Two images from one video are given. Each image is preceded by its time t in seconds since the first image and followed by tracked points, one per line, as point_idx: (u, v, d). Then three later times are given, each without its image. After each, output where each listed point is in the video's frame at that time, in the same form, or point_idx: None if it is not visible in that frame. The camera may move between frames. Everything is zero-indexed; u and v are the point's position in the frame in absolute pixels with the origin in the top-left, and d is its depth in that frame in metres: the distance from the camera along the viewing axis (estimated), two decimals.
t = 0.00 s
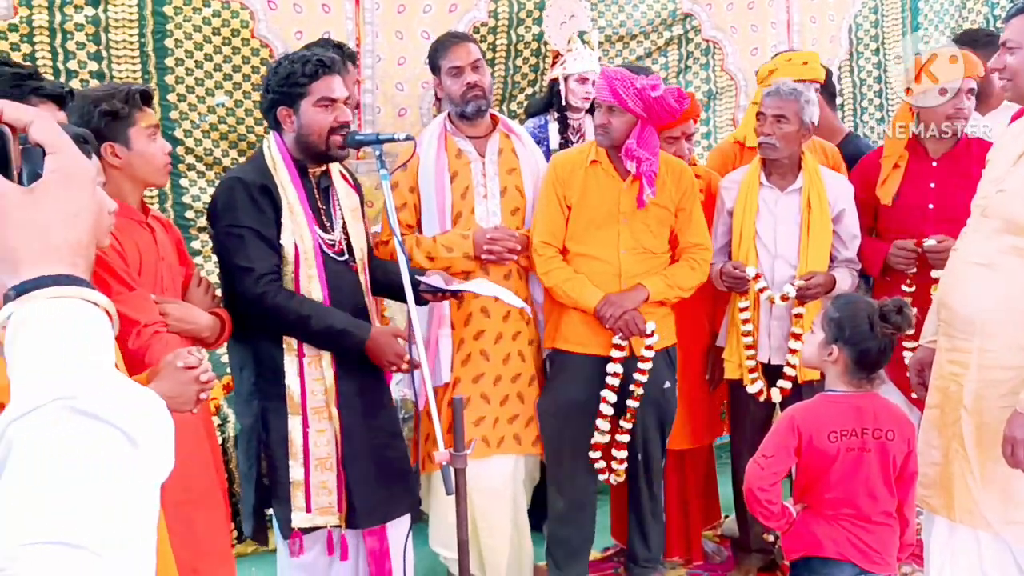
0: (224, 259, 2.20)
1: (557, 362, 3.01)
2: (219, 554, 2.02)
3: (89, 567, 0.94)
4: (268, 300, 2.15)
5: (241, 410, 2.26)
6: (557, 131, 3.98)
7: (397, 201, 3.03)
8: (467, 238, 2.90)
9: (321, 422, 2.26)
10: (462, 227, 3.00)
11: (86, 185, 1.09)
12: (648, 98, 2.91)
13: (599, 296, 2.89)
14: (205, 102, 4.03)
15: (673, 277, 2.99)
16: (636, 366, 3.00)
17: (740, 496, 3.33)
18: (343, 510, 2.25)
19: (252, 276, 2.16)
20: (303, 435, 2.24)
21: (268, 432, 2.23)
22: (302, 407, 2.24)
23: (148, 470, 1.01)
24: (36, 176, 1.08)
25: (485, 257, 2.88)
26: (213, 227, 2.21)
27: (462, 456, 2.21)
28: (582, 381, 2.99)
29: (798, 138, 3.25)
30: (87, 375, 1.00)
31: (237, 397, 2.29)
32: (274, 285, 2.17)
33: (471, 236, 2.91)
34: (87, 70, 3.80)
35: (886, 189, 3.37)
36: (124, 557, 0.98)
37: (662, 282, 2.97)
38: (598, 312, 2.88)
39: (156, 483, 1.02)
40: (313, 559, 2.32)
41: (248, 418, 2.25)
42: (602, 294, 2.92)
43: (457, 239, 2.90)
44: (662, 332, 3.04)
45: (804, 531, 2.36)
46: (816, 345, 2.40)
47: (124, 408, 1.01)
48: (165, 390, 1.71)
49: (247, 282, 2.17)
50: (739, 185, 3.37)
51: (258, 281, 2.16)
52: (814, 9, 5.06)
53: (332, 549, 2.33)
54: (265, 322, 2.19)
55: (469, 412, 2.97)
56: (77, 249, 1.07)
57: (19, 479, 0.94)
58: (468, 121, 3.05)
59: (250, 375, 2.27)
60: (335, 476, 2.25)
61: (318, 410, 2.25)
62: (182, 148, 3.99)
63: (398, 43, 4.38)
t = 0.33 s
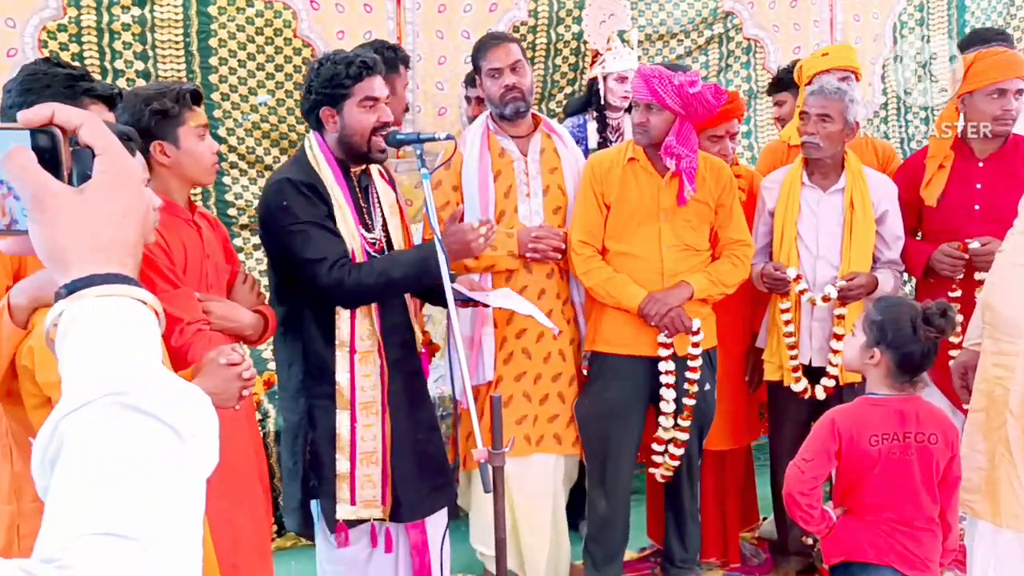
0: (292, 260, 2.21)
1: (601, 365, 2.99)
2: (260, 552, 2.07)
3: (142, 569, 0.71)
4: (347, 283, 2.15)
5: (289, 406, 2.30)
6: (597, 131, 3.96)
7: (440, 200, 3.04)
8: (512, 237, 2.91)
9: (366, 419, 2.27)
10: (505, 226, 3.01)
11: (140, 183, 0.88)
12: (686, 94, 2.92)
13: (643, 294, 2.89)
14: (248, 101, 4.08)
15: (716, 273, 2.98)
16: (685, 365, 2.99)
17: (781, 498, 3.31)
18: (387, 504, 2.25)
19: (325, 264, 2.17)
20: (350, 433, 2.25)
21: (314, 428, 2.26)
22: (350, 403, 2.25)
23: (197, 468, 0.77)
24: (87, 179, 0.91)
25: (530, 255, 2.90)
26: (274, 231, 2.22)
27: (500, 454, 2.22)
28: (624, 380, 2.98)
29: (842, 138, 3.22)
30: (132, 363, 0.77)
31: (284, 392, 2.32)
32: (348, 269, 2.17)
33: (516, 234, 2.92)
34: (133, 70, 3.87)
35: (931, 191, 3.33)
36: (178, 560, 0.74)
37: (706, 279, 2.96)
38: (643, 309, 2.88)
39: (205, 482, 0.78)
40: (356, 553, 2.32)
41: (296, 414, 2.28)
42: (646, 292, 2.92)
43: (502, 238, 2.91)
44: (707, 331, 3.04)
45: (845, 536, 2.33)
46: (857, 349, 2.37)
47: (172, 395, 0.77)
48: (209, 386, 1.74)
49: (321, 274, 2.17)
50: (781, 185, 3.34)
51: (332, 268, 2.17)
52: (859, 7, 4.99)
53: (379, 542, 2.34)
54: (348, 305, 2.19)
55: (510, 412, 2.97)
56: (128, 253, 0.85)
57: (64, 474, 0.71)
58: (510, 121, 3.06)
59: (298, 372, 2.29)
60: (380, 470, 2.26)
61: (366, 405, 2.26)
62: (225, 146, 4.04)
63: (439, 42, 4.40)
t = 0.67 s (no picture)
0: (351, 255, 2.21)
1: (630, 366, 2.98)
2: (284, 552, 2.07)
3: (177, 561, 0.70)
4: (415, 265, 2.17)
5: (332, 405, 2.30)
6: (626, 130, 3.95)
7: (470, 198, 3.05)
8: (539, 236, 2.93)
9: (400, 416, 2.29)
10: (534, 224, 3.01)
11: (173, 184, 0.88)
12: (709, 91, 2.93)
13: (671, 293, 2.88)
14: (278, 99, 4.11)
15: (744, 272, 2.97)
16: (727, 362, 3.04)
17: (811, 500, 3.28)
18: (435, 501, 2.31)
19: (388, 249, 2.18)
20: (399, 425, 2.28)
21: (359, 426, 2.26)
22: (400, 399, 2.28)
23: (229, 464, 0.78)
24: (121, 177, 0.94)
25: (557, 255, 2.90)
26: (329, 231, 2.22)
27: (528, 452, 2.22)
28: (651, 380, 2.97)
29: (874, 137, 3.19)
30: (163, 360, 0.78)
31: (326, 392, 2.31)
32: (410, 251, 2.19)
33: (543, 234, 2.94)
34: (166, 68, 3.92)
35: (962, 186, 3.28)
36: (211, 553, 0.74)
37: (734, 278, 2.95)
38: (671, 308, 2.87)
39: (236, 477, 0.79)
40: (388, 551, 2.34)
41: (339, 415, 2.28)
42: (674, 291, 2.90)
43: (529, 237, 2.93)
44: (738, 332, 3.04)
45: (874, 540, 2.32)
46: (887, 350, 2.35)
47: (205, 393, 0.78)
48: (241, 382, 1.76)
49: (385, 261, 2.18)
50: (812, 184, 3.31)
51: (395, 252, 2.18)
52: (892, 5, 4.95)
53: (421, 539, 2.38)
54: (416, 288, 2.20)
55: (538, 410, 2.98)
56: (159, 254, 0.86)
57: (99, 470, 0.72)
58: (540, 120, 3.06)
59: (341, 372, 2.28)
60: (426, 466, 2.30)
61: (413, 400, 2.30)
62: (255, 144, 4.08)
63: (468, 41, 4.40)
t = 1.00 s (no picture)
0: (390, 251, 2.23)
1: (652, 366, 2.97)
2: (308, 552, 2.08)
3: (212, 555, 0.71)
4: (456, 255, 2.22)
5: (369, 404, 2.32)
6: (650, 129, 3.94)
7: (495, 196, 3.05)
8: (563, 235, 2.90)
9: (429, 411, 2.30)
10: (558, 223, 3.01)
11: (207, 185, 0.89)
12: (735, 89, 2.91)
13: (695, 293, 2.86)
14: (303, 99, 4.14)
15: (768, 271, 2.96)
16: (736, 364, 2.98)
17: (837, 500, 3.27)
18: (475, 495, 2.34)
19: (428, 242, 2.21)
20: (444, 421, 2.30)
21: (398, 426, 2.28)
22: (442, 395, 2.30)
23: (260, 459, 0.79)
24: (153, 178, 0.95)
25: (580, 254, 2.88)
26: (366, 229, 2.23)
27: (552, 451, 2.22)
28: (674, 380, 2.96)
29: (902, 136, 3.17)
30: (197, 357, 0.79)
31: (363, 391, 2.33)
32: (449, 242, 2.23)
33: (567, 233, 2.91)
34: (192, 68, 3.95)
35: (991, 183, 3.26)
36: (244, 551, 0.75)
37: (759, 277, 2.93)
38: (695, 308, 2.85)
39: (269, 472, 0.80)
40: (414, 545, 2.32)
41: (377, 413, 2.30)
42: (698, 291, 2.89)
43: (552, 236, 2.90)
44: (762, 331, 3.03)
45: (904, 543, 2.31)
46: (916, 350, 2.33)
47: (237, 389, 0.79)
48: (271, 381, 1.79)
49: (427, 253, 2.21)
50: (839, 183, 3.28)
51: (435, 244, 2.22)
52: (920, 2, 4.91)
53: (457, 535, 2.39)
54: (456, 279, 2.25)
55: (560, 408, 2.98)
56: (193, 252, 0.87)
57: (133, 468, 0.73)
58: (565, 119, 3.05)
59: (379, 368, 2.29)
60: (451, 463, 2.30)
61: (447, 397, 2.31)
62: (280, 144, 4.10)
63: (492, 40, 4.40)
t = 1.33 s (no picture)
0: (410, 253, 2.24)
1: (672, 366, 2.97)
2: (328, 550, 2.08)
3: (249, 553, 0.72)
4: (475, 258, 2.23)
5: (390, 405, 2.33)
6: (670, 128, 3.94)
7: (515, 195, 3.06)
8: (583, 234, 2.91)
9: (449, 412, 2.30)
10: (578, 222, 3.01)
11: (241, 185, 0.90)
12: (757, 88, 2.89)
13: (714, 294, 2.87)
14: (323, 99, 4.15)
15: (789, 272, 2.95)
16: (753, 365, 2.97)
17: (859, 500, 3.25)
18: (496, 493, 2.35)
19: (447, 246, 2.22)
20: (462, 421, 2.31)
21: (420, 424, 2.29)
22: (462, 395, 2.31)
23: (293, 459, 0.80)
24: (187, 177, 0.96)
25: (601, 254, 2.89)
26: (386, 231, 2.24)
27: (573, 450, 2.22)
28: (692, 381, 2.96)
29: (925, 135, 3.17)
30: (231, 355, 0.80)
31: (383, 392, 2.33)
32: (469, 245, 2.24)
33: (588, 232, 2.92)
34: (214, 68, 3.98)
35: (1016, 181, 3.23)
36: (278, 550, 0.75)
37: (779, 278, 2.93)
38: (714, 308, 2.86)
39: (302, 471, 0.81)
40: (435, 545, 2.34)
41: (399, 413, 2.31)
42: (717, 291, 2.89)
43: (573, 235, 2.90)
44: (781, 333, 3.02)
45: (927, 544, 2.29)
46: (943, 349, 2.32)
47: (272, 389, 0.80)
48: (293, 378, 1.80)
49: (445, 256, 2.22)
50: (861, 182, 3.27)
51: (454, 248, 2.23)
52: None
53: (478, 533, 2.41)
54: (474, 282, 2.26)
55: (580, 407, 2.98)
56: (227, 251, 0.87)
57: (170, 466, 0.74)
58: (587, 118, 3.05)
59: (400, 370, 2.30)
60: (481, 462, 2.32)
61: (473, 395, 2.32)
62: (301, 144, 4.12)
63: (512, 40, 4.39)
